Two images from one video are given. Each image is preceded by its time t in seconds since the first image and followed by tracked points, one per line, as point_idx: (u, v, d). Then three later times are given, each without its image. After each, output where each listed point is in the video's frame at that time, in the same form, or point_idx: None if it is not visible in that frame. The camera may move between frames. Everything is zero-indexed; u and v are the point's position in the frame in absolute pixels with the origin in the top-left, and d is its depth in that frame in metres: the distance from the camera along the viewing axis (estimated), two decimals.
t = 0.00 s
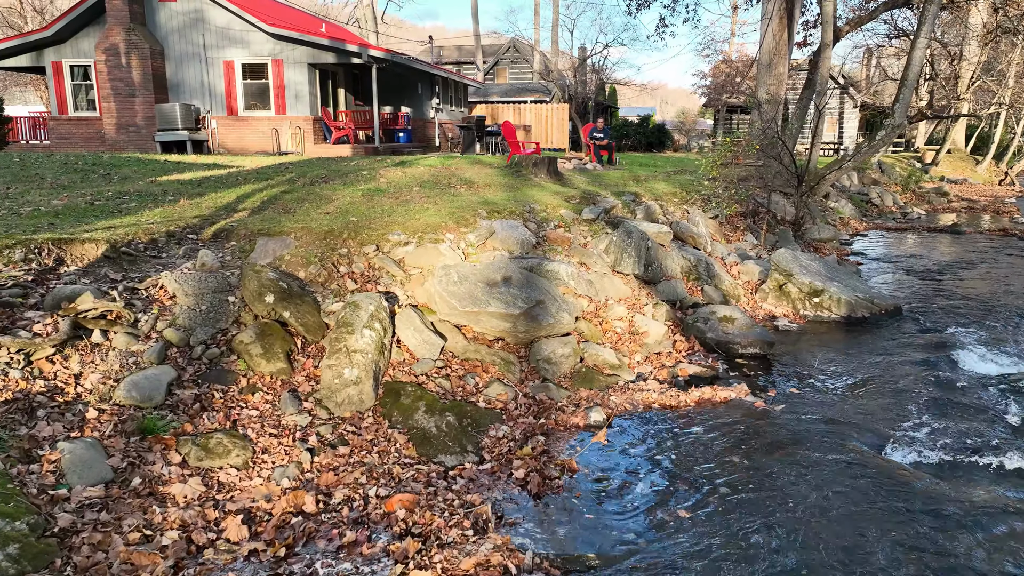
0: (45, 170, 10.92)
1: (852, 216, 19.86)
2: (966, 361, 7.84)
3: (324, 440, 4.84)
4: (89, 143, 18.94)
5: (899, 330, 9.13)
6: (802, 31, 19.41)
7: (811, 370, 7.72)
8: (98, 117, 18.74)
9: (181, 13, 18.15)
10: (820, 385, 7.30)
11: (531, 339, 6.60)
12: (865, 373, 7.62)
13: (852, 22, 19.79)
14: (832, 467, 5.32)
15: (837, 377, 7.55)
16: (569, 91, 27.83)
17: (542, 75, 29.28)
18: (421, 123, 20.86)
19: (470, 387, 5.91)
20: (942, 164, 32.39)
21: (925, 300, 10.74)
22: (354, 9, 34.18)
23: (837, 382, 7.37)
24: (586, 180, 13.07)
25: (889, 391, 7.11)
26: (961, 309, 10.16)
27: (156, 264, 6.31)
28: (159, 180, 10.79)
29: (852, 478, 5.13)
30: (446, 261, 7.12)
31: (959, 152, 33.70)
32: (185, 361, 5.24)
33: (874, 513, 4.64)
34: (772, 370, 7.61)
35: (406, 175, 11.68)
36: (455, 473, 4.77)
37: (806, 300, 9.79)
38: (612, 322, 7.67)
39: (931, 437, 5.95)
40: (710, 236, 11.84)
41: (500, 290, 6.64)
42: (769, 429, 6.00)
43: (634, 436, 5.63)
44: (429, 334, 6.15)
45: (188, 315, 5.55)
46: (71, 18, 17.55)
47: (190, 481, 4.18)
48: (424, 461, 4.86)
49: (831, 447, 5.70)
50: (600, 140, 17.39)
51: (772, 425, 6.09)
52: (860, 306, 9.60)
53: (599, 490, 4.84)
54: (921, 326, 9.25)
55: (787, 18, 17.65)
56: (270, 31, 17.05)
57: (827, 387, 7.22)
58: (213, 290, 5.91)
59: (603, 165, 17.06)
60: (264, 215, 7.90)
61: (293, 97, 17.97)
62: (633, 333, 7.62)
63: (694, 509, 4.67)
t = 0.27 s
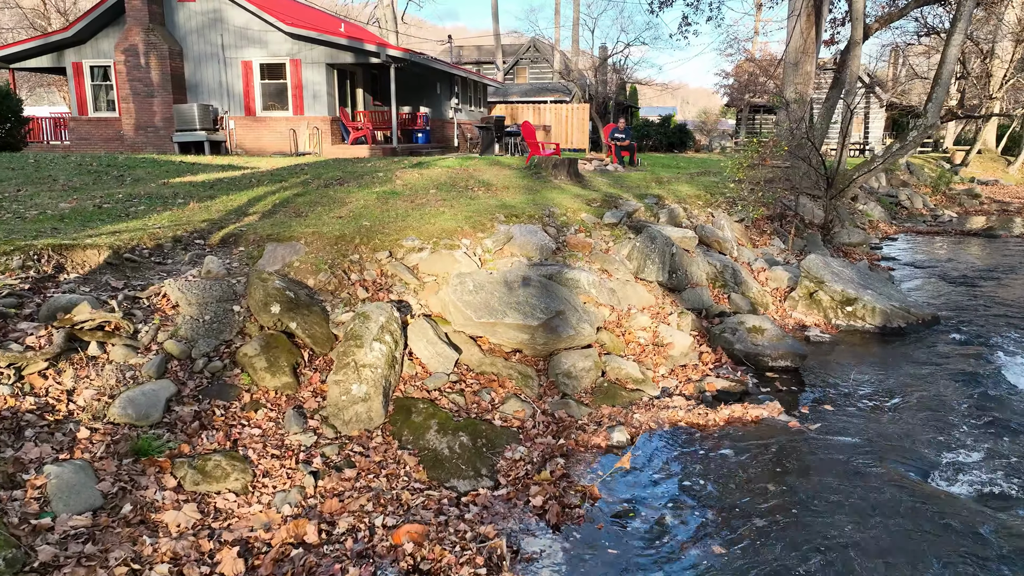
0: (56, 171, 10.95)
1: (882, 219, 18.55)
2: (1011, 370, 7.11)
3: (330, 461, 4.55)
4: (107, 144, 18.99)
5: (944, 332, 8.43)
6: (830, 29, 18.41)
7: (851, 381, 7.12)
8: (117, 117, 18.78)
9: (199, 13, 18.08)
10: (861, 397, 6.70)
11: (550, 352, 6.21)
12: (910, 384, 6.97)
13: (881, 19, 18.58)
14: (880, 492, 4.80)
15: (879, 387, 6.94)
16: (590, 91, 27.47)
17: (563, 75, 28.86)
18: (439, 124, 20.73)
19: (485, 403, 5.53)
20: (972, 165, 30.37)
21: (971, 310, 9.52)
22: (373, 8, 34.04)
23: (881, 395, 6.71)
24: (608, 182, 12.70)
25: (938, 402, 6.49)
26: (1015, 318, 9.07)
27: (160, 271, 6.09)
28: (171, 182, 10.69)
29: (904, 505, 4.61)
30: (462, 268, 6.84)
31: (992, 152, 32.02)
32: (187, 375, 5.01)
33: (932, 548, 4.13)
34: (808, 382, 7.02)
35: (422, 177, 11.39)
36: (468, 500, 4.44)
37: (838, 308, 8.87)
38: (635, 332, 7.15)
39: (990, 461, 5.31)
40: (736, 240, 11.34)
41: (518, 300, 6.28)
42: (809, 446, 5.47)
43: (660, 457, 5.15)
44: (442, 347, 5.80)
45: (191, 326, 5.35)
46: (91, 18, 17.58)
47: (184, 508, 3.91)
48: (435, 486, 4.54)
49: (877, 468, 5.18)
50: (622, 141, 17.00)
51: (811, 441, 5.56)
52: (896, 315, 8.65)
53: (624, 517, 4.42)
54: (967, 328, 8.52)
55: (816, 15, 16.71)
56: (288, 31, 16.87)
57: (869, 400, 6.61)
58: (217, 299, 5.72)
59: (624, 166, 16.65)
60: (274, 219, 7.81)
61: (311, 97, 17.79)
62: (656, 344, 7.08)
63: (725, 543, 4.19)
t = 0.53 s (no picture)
0: (58, 174, 10.75)
1: (904, 222, 17.97)
2: None
3: (325, 491, 4.23)
4: (115, 144, 18.85)
5: (986, 336, 7.87)
6: (848, 27, 17.78)
7: (890, 391, 6.58)
8: (125, 117, 18.63)
9: (208, 13, 17.90)
10: (901, 410, 6.19)
11: (563, 367, 5.84)
12: (955, 396, 6.42)
13: (901, 17, 17.89)
14: (930, 522, 4.33)
15: (920, 399, 6.41)
16: (601, 91, 27.02)
17: (574, 75, 28.44)
18: (450, 124, 20.50)
19: (493, 423, 5.16)
20: (992, 168, 28.88)
21: (1006, 314, 9.03)
22: (384, 8, 33.81)
23: (920, 408, 6.18)
24: (621, 185, 12.30)
25: (986, 417, 5.97)
26: None
27: (153, 279, 5.93)
28: (173, 185, 10.46)
29: (959, 539, 4.14)
30: (470, 277, 6.55)
31: (1012, 152, 31.04)
32: (175, 395, 4.76)
33: None
34: (842, 394, 6.47)
35: (431, 179, 11.06)
36: (476, 535, 4.09)
37: (863, 318, 8.14)
38: (652, 344, 6.69)
39: None
40: (756, 245, 10.92)
41: (529, 312, 5.91)
42: (847, 468, 5.00)
43: (681, 484, 4.72)
44: (448, 362, 5.44)
45: (181, 341, 5.09)
46: (99, 18, 17.43)
47: (165, 544, 3.64)
48: (438, 518, 4.19)
49: (926, 493, 4.69)
50: (635, 142, 16.60)
51: (847, 462, 5.08)
52: (926, 324, 7.92)
53: (643, 554, 4.03)
54: (1008, 332, 7.98)
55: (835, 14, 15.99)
56: (296, 30, 16.64)
57: (911, 414, 6.07)
58: (211, 311, 5.46)
59: (638, 167, 16.26)
60: (275, 225, 7.62)
61: (320, 97, 17.58)
62: (674, 357, 6.60)
63: None
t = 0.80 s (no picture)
0: (41, 177, 10.41)
1: (912, 224, 17.57)
2: None
3: (306, 529, 3.89)
4: (108, 145, 18.52)
5: (1007, 347, 7.39)
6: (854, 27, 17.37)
7: (920, 401, 6.14)
8: (118, 118, 18.29)
9: (202, 11, 17.52)
10: (926, 422, 5.75)
11: (565, 386, 5.47)
12: (987, 406, 5.97)
13: (907, 16, 17.38)
14: (973, 556, 3.91)
15: (946, 409, 5.97)
16: (601, 91, 26.63)
17: (574, 75, 28.07)
18: (449, 125, 20.12)
19: (491, 448, 4.79)
20: (997, 168, 28.32)
21: None
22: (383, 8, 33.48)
23: (947, 421, 5.74)
24: (622, 187, 11.93)
25: (1023, 429, 5.54)
26: None
27: (128, 292, 5.66)
28: (160, 189, 10.13)
29: None
30: (466, 288, 6.20)
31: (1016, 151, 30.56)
32: (146, 420, 4.48)
33: None
34: (869, 407, 6.02)
35: (427, 182, 10.70)
36: None
37: (878, 327, 7.68)
38: (659, 358, 6.30)
39: None
40: (763, 250, 10.54)
41: (529, 326, 5.55)
42: (880, 490, 4.57)
43: (695, 516, 4.31)
44: (442, 381, 5.07)
45: (155, 360, 4.80)
46: (92, 17, 17.07)
47: None
48: (429, 559, 3.84)
49: (966, 520, 4.27)
50: (637, 143, 16.21)
51: (873, 484, 4.66)
52: (943, 334, 7.42)
53: None
54: None
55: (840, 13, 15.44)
56: (291, 28, 16.30)
57: (942, 427, 5.63)
58: (188, 327, 5.15)
59: (641, 169, 15.93)
60: (262, 231, 7.28)
61: (316, 97, 17.16)
62: (683, 370, 6.21)
63: None
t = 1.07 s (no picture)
0: None
1: (893, 225, 17.56)
2: None
3: None
4: (71, 146, 17.76)
5: (1000, 353, 7.21)
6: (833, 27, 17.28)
7: (915, 412, 5.90)
8: (81, 118, 17.55)
9: (169, 8, 16.84)
10: (922, 437, 5.50)
11: (546, 406, 5.11)
12: (984, 418, 5.74)
13: (886, 16, 17.37)
14: None
15: (941, 422, 5.73)
16: (581, 91, 26.38)
17: (553, 75, 27.76)
18: (426, 126, 19.66)
19: (465, 478, 4.40)
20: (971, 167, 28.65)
21: (1011, 325, 8.44)
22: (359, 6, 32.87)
23: (943, 435, 5.50)
24: (604, 190, 11.62)
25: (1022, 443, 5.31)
26: None
27: (68, 309, 5.19)
28: (118, 193, 9.58)
29: None
30: (438, 301, 5.80)
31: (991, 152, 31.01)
32: (80, 455, 4.02)
33: None
34: (864, 422, 5.75)
35: (401, 185, 10.28)
36: None
37: (868, 335, 7.46)
38: (644, 372, 5.97)
39: None
40: (748, 254, 10.30)
41: (506, 342, 5.18)
42: (882, 516, 4.29)
43: (686, 553, 3.96)
44: (412, 405, 4.67)
45: (92, 388, 4.34)
46: (52, 13, 16.33)
47: None
48: None
49: (973, 549, 3.99)
50: (617, 144, 15.91)
51: (872, 509, 4.37)
52: (935, 343, 7.19)
53: None
54: None
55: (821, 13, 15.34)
56: (262, 26, 15.73)
57: (939, 442, 5.38)
58: (131, 348, 4.69)
59: (622, 171, 15.66)
60: (221, 240, 6.82)
61: (288, 97, 16.64)
62: (669, 385, 5.89)
63: None
